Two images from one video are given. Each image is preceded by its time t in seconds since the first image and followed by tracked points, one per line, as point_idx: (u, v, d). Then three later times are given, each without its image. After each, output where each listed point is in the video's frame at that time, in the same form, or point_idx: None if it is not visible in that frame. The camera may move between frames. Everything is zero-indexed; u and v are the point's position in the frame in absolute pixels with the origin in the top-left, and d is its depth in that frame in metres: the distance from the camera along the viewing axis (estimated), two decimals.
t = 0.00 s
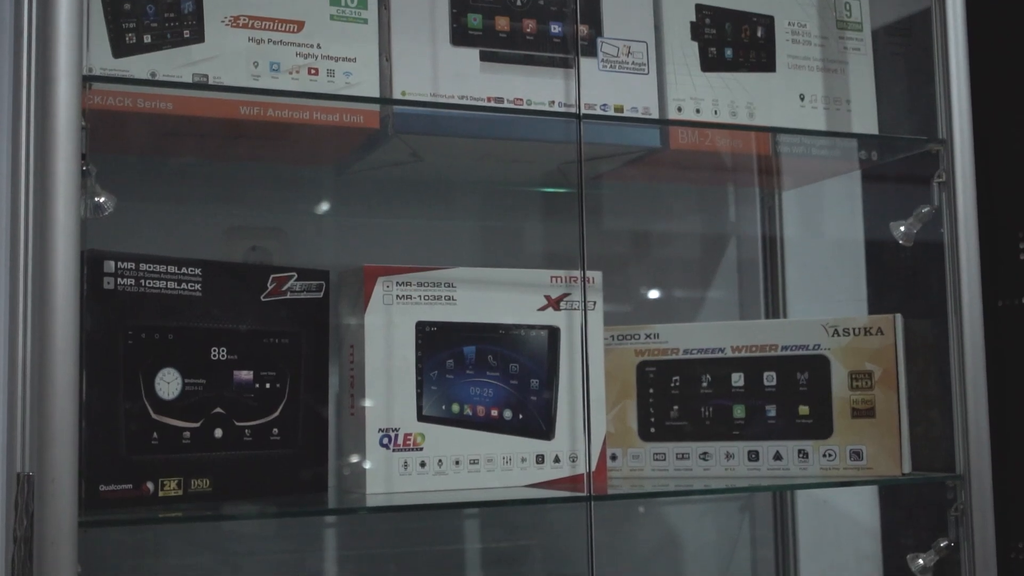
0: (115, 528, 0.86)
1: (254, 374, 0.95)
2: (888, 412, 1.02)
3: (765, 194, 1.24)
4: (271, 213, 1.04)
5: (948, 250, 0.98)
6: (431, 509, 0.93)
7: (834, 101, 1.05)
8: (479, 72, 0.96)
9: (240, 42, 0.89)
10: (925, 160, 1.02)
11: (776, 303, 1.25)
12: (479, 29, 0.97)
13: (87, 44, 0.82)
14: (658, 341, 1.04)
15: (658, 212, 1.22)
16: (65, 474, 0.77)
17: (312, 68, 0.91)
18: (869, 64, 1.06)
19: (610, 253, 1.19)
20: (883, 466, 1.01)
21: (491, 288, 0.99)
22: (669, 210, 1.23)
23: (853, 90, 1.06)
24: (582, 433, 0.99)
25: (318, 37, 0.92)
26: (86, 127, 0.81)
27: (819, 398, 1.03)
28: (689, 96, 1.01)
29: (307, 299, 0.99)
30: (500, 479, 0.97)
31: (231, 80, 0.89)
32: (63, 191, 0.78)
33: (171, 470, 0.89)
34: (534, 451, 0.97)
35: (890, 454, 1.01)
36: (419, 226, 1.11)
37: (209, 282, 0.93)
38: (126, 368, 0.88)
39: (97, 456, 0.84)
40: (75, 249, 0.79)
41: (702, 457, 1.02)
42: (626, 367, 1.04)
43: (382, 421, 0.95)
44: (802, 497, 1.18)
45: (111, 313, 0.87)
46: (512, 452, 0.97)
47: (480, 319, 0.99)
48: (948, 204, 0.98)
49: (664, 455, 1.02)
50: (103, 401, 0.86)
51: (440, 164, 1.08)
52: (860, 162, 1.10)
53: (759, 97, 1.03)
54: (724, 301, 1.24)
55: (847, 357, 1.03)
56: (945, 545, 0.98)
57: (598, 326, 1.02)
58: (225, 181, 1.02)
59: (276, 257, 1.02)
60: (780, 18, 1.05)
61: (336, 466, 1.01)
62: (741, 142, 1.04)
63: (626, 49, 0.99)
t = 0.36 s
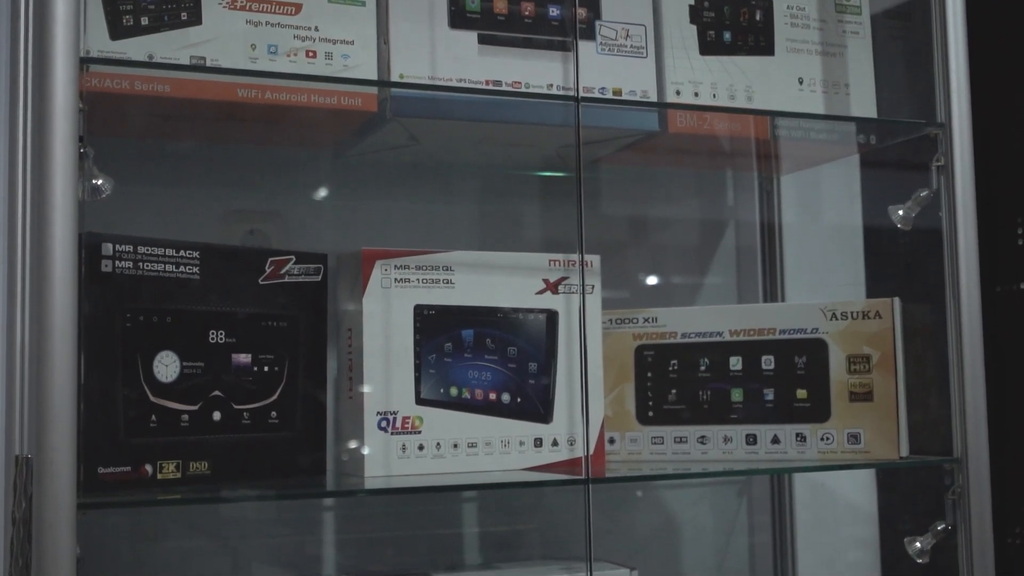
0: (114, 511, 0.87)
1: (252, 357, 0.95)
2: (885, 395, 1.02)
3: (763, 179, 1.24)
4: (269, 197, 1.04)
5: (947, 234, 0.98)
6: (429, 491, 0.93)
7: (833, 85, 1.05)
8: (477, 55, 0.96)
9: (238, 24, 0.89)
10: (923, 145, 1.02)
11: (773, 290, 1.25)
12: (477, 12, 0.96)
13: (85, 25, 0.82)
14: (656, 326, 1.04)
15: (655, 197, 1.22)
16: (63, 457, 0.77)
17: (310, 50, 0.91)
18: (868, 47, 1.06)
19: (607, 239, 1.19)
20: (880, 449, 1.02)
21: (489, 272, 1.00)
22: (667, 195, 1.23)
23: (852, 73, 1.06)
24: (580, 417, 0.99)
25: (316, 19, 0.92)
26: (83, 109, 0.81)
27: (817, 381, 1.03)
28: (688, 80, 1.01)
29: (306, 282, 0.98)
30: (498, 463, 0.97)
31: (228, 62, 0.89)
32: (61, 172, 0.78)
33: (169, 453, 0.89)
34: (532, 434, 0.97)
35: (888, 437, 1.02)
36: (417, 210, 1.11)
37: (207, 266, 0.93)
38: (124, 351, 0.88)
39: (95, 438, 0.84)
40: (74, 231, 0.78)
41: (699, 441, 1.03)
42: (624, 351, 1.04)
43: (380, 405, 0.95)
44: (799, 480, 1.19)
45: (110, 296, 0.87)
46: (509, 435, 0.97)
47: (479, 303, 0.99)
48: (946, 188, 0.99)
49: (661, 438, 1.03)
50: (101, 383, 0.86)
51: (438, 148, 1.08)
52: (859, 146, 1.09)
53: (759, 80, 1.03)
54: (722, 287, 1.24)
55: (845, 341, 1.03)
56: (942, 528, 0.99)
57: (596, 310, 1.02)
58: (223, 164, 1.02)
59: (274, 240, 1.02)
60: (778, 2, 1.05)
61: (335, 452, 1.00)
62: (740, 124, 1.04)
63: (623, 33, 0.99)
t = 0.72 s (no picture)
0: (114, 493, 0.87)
1: (251, 341, 0.95)
2: (884, 380, 1.02)
3: (761, 164, 1.24)
4: (268, 181, 1.04)
5: (943, 219, 0.98)
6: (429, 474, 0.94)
7: (832, 69, 1.05)
8: (475, 39, 0.95)
9: (236, 6, 0.89)
10: (923, 128, 1.02)
11: (772, 276, 1.25)
12: None
13: (83, 7, 0.81)
14: (655, 310, 1.04)
15: (654, 182, 1.22)
16: (63, 439, 0.77)
17: (307, 33, 0.91)
18: (867, 32, 1.06)
19: (606, 225, 1.18)
20: (879, 433, 1.02)
21: (487, 256, 0.99)
22: (664, 180, 1.23)
23: (851, 58, 1.05)
24: (578, 401, 1.00)
25: (314, 2, 0.91)
26: (82, 91, 0.81)
27: (815, 365, 1.03)
28: (687, 64, 1.01)
29: (305, 266, 0.99)
30: (496, 446, 0.97)
31: (226, 45, 0.89)
32: (59, 155, 0.77)
33: (167, 436, 0.89)
34: (530, 418, 0.98)
35: (887, 420, 1.02)
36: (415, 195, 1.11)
37: (206, 249, 0.93)
38: (123, 334, 0.88)
39: (94, 421, 0.84)
40: (72, 213, 0.78)
41: (697, 424, 1.03)
42: (622, 334, 1.04)
43: (379, 388, 0.95)
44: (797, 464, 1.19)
45: (108, 279, 0.87)
46: (508, 418, 0.97)
47: (477, 286, 0.99)
48: (945, 173, 0.99)
49: (660, 422, 1.03)
50: (100, 366, 0.86)
51: (437, 133, 1.08)
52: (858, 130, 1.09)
53: (757, 64, 1.03)
54: (720, 273, 1.24)
55: (843, 325, 1.03)
56: (939, 512, 0.99)
57: (594, 294, 1.02)
58: (221, 148, 1.02)
59: (272, 224, 1.02)
60: None
61: (334, 438, 1.00)
62: (739, 108, 1.04)
63: (623, 16, 0.99)
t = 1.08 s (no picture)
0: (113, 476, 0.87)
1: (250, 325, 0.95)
2: (882, 364, 1.03)
3: (761, 150, 1.24)
4: (266, 165, 1.03)
5: (942, 204, 0.98)
6: (428, 457, 0.94)
7: (832, 54, 1.05)
8: (475, 23, 0.95)
9: None
10: (922, 114, 1.02)
11: (771, 262, 1.25)
12: None
13: None
14: (653, 294, 1.04)
15: (653, 168, 1.22)
16: (62, 421, 0.77)
17: (306, 17, 0.91)
18: (866, 16, 1.05)
19: (605, 210, 1.18)
20: (877, 418, 1.02)
21: (486, 240, 1.00)
22: (663, 166, 1.23)
23: (850, 42, 1.05)
24: (576, 385, 1.00)
25: None
26: (80, 74, 0.80)
27: (813, 350, 1.03)
28: (686, 48, 1.01)
29: (304, 251, 0.98)
30: (494, 430, 0.97)
31: (225, 29, 0.89)
32: (58, 137, 0.77)
33: (166, 419, 0.90)
34: (529, 402, 0.98)
35: (885, 404, 1.02)
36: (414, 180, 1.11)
37: (204, 233, 0.93)
38: (122, 318, 0.88)
39: (92, 404, 0.84)
40: (71, 196, 0.78)
41: (696, 410, 1.03)
42: (621, 319, 1.04)
43: (377, 372, 0.95)
44: (795, 449, 1.19)
45: (107, 262, 0.87)
46: (507, 402, 0.98)
47: (475, 271, 0.99)
48: (944, 158, 0.98)
49: (659, 407, 1.03)
50: (98, 349, 0.86)
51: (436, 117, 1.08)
52: (858, 114, 1.09)
53: (756, 49, 1.03)
54: (719, 259, 1.24)
55: (841, 310, 1.04)
56: (936, 496, 0.99)
57: (593, 280, 1.03)
58: (220, 132, 1.02)
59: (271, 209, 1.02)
60: None
61: (332, 425, 1.00)
62: (738, 93, 1.04)
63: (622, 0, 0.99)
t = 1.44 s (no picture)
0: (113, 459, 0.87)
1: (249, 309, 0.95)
2: (880, 349, 1.03)
3: (760, 136, 1.24)
4: (265, 150, 1.03)
5: (942, 190, 0.98)
6: (427, 441, 0.94)
7: (831, 40, 1.05)
8: (474, 7, 0.96)
9: None
10: (922, 99, 1.02)
11: (769, 249, 1.25)
12: None
13: None
14: (651, 280, 1.05)
15: (652, 155, 1.22)
16: (61, 405, 0.77)
17: (306, 1, 0.91)
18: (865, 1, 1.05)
19: (604, 197, 1.19)
20: (876, 404, 1.03)
21: (486, 225, 1.00)
22: (662, 153, 1.23)
23: (849, 28, 1.05)
24: (575, 370, 1.00)
25: None
26: (79, 58, 0.80)
27: (812, 335, 1.04)
28: (685, 33, 1.01)
29: (303, 235, 0.98)
30: (494, 414, 0.98)
31: (224, 13, 0.89)
32: (57, 120, 0.77)
33: (165, 403, 0.90)
34: (527, 387, 0.98)
35: (882, 389, 1.03)
36: (413, 165, 1.11)
37: (203, 217, 0.93)
38: (122, 301, 0.88)
39: (91, 388, 0.84)
40: (71, 179, 0.78)
41: (693, 395, 1.04)
42: (619, 305, 1.05)
43: (377, 356, 0.95)
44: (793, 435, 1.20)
45: (107, 246, 0.87)
46: (505, 387, 0.98)
47: (475, 256, 0.99)
48: (942, 144, 0.99)
49: (656, 392, 1.04)
50: (98, 333, 0.86)
51: (435, 103, 1.08)
52: (857, 100, 1.09)
53: (756, 35, 1.03)
54: (717, 245, 1.24)
55: (840, 296, 1.04)
56: (933, 481, 0.99)
57: (590, 265, 1.03)
58: (219, 116, 1.02)
59: (270, 193, 1.02)
60: None
61: (331, 411, 1.00)
62: (737, 79, 1.04)
63: None
